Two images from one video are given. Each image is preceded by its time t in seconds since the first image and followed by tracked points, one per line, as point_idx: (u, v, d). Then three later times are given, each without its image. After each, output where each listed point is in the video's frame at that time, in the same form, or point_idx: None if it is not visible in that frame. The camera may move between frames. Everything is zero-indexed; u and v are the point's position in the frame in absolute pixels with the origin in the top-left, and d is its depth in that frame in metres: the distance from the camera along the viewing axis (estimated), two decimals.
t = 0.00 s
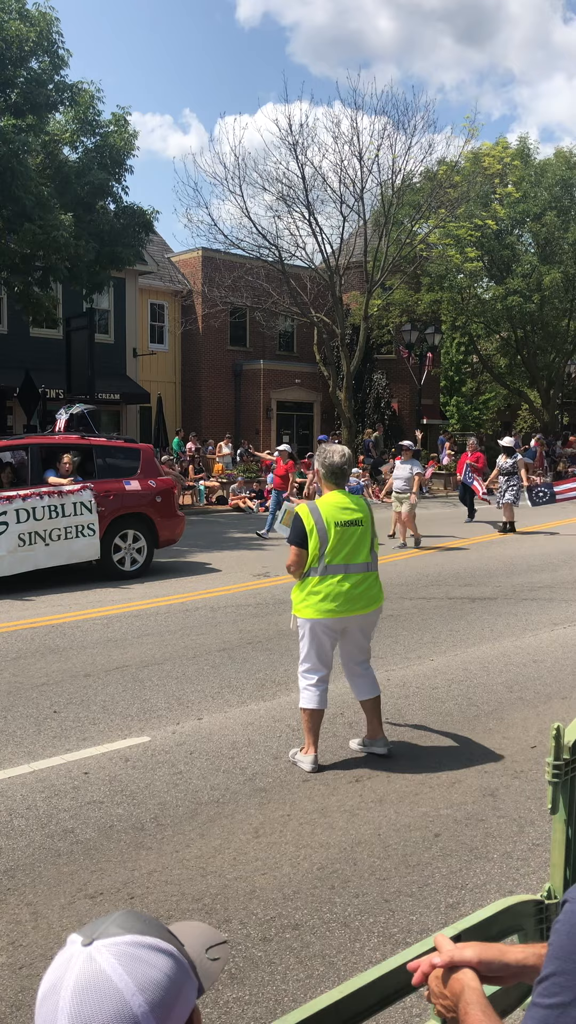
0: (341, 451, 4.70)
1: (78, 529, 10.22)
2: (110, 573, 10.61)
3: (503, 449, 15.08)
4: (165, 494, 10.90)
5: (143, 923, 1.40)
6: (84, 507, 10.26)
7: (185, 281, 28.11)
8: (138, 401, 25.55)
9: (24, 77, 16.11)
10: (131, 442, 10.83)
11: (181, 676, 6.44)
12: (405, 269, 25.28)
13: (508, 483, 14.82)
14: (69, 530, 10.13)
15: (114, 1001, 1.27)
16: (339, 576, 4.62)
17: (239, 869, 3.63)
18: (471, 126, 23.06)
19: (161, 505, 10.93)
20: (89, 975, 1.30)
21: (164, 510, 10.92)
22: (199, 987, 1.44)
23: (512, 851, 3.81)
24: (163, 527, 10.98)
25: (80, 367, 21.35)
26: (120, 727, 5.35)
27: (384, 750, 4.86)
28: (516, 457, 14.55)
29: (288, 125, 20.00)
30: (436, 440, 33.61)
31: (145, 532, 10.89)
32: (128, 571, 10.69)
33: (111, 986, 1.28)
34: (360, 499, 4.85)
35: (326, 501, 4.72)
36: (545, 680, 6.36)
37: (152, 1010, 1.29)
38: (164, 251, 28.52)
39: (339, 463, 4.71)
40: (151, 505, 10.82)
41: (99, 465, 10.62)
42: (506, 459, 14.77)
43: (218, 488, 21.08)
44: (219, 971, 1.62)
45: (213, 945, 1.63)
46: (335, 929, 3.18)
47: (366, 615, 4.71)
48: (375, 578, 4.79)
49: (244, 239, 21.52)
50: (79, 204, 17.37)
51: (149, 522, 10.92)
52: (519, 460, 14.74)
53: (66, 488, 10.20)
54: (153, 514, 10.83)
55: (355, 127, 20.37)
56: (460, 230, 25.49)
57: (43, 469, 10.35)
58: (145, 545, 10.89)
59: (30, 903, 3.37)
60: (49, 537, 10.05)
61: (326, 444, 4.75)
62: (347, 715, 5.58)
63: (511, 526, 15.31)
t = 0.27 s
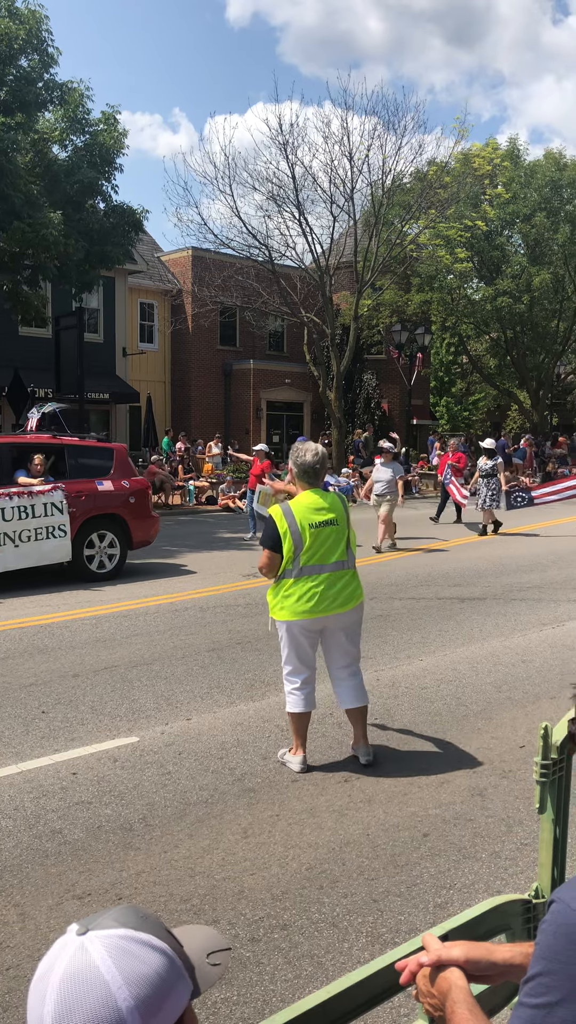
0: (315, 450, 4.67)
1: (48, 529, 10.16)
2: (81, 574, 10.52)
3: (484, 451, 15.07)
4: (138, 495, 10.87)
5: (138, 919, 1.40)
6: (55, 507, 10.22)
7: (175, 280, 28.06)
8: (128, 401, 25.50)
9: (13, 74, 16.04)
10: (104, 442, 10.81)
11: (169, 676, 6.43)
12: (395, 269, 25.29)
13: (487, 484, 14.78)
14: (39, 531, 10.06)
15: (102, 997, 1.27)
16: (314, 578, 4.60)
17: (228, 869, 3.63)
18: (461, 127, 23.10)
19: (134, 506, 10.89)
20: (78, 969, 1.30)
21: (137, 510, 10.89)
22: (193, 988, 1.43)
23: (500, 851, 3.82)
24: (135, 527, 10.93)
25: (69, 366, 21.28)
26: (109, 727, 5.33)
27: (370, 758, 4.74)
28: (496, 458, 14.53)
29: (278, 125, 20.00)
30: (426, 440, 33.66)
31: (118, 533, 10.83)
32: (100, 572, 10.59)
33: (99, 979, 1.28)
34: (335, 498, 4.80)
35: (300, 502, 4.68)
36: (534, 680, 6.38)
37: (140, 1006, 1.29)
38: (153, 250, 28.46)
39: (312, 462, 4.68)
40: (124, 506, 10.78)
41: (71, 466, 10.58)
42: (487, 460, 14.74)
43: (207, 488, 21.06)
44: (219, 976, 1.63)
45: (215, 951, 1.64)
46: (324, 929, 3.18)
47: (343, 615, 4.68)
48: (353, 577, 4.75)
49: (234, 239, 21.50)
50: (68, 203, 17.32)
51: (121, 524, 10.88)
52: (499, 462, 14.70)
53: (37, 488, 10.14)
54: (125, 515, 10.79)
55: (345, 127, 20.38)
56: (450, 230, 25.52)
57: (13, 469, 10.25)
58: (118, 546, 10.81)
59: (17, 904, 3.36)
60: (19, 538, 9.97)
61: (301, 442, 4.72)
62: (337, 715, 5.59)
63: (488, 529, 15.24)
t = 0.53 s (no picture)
0: (313, 455, 4.67)
1: (24, 531, 10.02)
2: (57, 576, 10.46)
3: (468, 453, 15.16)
4: (117, 497, 10.76)
5: (133, 920, 1.40)
6: (31, 508, 10.09)
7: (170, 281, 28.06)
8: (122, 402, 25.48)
9: (9, 75, 16.03)
10: (81, 442, 10.68)
11: (163, 677, 6.44)
12: (390, 271, 25.34)
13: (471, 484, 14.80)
14: (15, 533, 9.92)
15: (93, 1000, 1.27)
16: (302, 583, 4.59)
17: (222, 869, 3.64)
18: (457, 129, 23.16)
19: (112, 508, 10.80)
20: (70, 974, 1.31)
21: (116, 512, 10.80)
22: (190, 986, 1.43)
23: (493, 851, 3.84)
24: (114, 529, 10.83)
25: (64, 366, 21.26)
26: (103, 728, 5.34)
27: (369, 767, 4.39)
28: (481, 459, 14.59)
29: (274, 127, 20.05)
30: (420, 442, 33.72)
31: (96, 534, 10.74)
32: (76, 575, 10.55)
33: (90, 984, 1.29)
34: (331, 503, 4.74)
35: (291, 505, 4.65)
36: (527, 681, 6.41)
37: (130, 1010, 1.29)
38: (149, 251, 28.46)
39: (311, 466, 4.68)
40: (102, 508, 10.69)
41: (48, 466, 10.48)
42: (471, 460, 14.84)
43: (202, 489, 21.06)
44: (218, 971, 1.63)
45: (214, 946, 1.65)
46: (318, 929, 3.19)
47: (332, 621, 4.63)
48: (345, 583, 4.70)
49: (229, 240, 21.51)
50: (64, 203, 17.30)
51: (99, 526, 10.79)
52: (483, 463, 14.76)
53: (12, 488, 10.02)
54: (103, 516, 10.69)
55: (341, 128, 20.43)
56: (445, 232, 25.58)
57: None
58: (95, 549, 10.75)
59: (12, 904, 3.36)
60: None
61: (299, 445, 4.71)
62: (331, 716, 5.61)
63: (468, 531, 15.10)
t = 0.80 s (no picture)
0: (340, 461, 4.67)
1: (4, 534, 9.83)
2: (37, 580, 10.28)
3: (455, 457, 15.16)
4: (99, 498, 10.69)
5: (131, 921, 1.40)
6: (11, 510, 9.90)
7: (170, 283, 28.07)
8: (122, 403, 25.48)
9: (10, 76, 16.05)
10: (63, 442, 10.65)
11: (162, 679, 6.44)
12: (390, 273, 25.34)
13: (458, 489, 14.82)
14: None
15: (90, 1002, 1.28)
16: (304, 589, 4.50)
17: (220, 871, 3.64)
18: (457, 133, 23.20)
19: (95, 509, 10.72)
20: (66, 977, 1.31)
21: (98, 514, 10.71)
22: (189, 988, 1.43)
23: (491, 853, 3.84)
24: (97, 530, 10.75)
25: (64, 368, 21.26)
26: (102, 730, 5.33)
27: (345, 798, 4.33)
28: (467, 464, 14.58)
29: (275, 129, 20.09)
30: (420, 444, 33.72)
31: (78, 536, 10.63)
32: (57, 578, 10.39)
33: (87, 985, 1.29)
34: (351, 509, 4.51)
35: (306, 509, 4.55)
36: (525, 684, 6.41)
37: (127, 1012, 1.29)
38: (149, 253, 28.48)
39: (337, 471, 4.67)
40: (84, 510, 10.61)
41: (29, 467, 10.42)
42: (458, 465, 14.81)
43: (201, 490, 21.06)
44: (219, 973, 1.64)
45: (214, 948, 1.66)
46: (316, 931, 3.19)
47: (335, 632, 4.45)
48: (354, 595, 4.46)
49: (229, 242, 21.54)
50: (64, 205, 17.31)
51: (81, 528, 10.70)
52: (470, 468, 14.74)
53: None
54: (85, 518, 10.61)
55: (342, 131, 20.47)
56: (445, 235, 25.59)
57: None
58: (77, 552, 10.63)
59: (10, 905, 3.36)
60: None
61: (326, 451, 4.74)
62: (330, 719, 5.61)
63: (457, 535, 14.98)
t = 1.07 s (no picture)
0: (368, 464, 4.53)
1: None
2: (21, 584, 10.21)
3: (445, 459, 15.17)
4: (85, 502, 10.66)
5: (130, 924, 1.40)
6: None
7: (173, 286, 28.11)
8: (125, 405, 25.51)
9: (15, 80, 16.11)
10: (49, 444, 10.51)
11: (164, 682, 6.43)
12: (394, 276, 25.36)
13: (449, 491, 14.79)
14: None
15: (89, 1001, 1.29)
16: (324, 593, 4.54)
17: (222, 874, 3.64)
18: (460, 137, 23.25)
19: (80, 512, 10.69)
20: (65, 979, 1.32)
21: (84, 517, 10.70)
22: (190, 987, 1.44)
23: (493, 858, 3.83)
24: (82, 534, 10.72)
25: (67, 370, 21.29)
26: (104, 732, 5.33)
27: (347, 804, 4.33)
28: (459, 465, 14.57)
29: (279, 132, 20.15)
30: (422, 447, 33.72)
31: (63, 539, 10.60)
32: (41, 582, 10.36)
33: (86, 988, 1.30)
34: (374, 516, 4.45)
35: (335, 514, 4.58)
36: (527, 688, 6.40)
37: (127, 1014, 1.30)
38: (153, 256, 28.54)
39: (368, 476, 4.54)
40: (69, 513, 10.57)
41: (14, 470, 10.23)
42: (449, 467, 14.77)
43: (204, 493, 21.07)
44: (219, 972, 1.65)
45: (213, 948, 1.66)
46: (318, 935, 3.19)
47: (346, 640, 4.43)
48: (367, 604, 4.39)
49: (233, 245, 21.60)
50: (68, 207, 17.36)
51: (66, 531, 10.64)
52: (461, 469, 14.74)
53: None
54: (71, 521, 10.57)
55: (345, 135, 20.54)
56: (448, 238, 25.62)
57: None
58: (62, 555, 10.61)
59: (12, 908, 3.36)
60: None
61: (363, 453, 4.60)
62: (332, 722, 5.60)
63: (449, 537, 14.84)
